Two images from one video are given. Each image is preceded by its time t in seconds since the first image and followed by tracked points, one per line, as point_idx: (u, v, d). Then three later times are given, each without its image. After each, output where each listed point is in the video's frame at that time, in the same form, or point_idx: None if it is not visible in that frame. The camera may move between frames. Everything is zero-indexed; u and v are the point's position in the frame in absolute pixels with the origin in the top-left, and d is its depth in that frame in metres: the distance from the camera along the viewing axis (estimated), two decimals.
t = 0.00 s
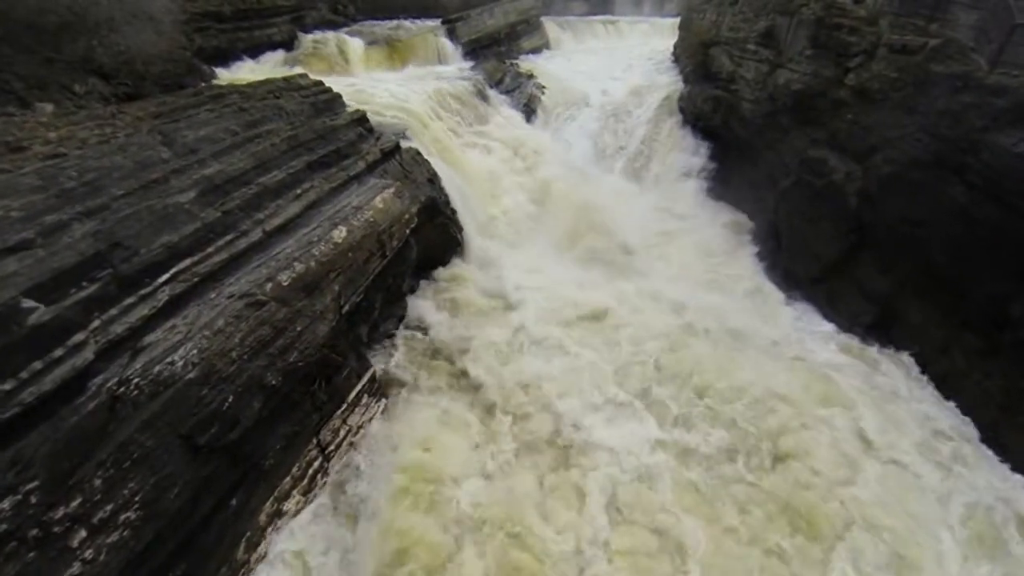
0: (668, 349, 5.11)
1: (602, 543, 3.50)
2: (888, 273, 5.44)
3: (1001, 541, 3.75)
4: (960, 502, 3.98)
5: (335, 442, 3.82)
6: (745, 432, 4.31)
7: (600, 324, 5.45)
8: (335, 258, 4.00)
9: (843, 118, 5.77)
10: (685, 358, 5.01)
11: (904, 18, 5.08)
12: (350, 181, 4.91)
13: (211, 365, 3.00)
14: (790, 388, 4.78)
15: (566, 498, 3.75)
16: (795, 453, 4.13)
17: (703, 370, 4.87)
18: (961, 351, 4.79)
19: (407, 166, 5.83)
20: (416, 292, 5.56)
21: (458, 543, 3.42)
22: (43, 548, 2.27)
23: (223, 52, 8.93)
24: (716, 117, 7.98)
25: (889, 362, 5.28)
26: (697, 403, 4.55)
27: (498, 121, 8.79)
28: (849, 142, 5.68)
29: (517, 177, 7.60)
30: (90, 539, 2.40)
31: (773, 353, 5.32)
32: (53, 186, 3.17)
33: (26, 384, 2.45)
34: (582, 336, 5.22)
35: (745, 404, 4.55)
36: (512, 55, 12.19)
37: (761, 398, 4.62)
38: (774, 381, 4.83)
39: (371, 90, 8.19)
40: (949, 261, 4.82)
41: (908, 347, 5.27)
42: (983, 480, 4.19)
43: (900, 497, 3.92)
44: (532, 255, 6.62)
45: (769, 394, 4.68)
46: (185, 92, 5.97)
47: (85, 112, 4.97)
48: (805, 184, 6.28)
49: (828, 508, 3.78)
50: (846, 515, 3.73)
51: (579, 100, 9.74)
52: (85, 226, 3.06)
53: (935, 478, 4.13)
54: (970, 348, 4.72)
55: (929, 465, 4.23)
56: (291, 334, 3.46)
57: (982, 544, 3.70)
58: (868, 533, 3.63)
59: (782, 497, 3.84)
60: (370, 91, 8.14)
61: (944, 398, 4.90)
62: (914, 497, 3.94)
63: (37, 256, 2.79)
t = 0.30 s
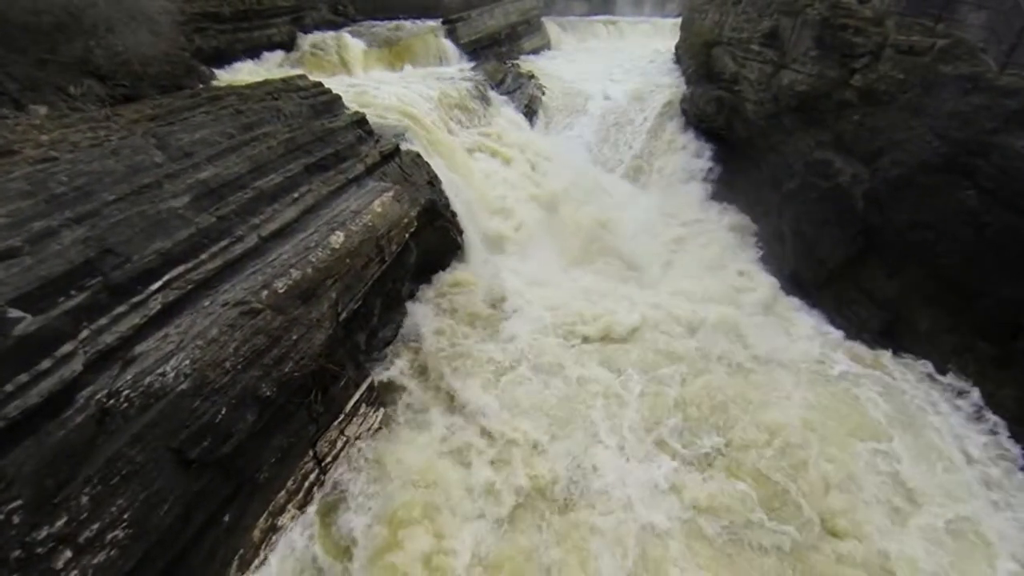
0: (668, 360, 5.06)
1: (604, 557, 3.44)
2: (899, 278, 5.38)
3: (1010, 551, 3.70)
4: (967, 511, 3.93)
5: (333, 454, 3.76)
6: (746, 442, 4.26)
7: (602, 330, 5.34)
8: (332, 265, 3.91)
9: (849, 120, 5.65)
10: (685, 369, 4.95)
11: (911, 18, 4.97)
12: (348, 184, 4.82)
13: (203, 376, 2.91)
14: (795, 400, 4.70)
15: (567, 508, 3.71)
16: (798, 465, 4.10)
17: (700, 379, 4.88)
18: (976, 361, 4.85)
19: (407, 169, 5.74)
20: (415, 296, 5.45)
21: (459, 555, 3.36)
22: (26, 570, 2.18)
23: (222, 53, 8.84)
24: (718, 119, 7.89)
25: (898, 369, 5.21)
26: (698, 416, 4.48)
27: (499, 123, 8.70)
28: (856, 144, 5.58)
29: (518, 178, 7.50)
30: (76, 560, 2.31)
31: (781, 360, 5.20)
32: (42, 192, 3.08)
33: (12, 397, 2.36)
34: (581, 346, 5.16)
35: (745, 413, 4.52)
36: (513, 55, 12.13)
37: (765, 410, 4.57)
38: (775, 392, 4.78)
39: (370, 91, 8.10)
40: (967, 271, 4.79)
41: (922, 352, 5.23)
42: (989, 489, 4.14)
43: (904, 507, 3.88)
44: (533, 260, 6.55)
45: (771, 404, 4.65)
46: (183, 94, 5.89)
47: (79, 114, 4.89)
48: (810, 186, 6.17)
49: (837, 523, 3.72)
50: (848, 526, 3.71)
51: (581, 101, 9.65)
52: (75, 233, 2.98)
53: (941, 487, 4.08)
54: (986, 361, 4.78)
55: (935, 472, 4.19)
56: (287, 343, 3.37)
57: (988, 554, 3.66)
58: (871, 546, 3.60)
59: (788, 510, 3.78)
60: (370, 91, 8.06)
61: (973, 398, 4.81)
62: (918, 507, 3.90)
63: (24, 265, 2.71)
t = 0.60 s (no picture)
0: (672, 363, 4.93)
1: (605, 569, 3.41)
2: (906, 283, 5.28)
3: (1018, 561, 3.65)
4: (970, 524, 3.88)
5: (327, 468, 3.63)
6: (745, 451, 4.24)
7: (602, 332, 5.22)
8: (327, 272, 3.80)
9: (852, 121, 5.55)
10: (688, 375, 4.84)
11: (914, 19, 4.92)
12: (344, 189, 4.71)
13: (193, 389, 2.82)
14: (796, 410, 4.67)
15: (568, 520, 3.62)
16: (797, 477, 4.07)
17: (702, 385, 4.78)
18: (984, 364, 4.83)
19: (405, 172, 5.65)
20: (412, 302, 5.35)
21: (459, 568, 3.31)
22: None
23: (219, 53, 8.73)
24: (719, 119, 7.79)
25: (901, 374, 5.17)
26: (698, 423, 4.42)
27: (498, 124, 8.62)
28: (859, 146, 5.49)
29: (518, 180, 7.40)
30: None
31: (786, 367, 5.10)
32: (25, 199, 2.97)
33: None
34: (583, 348, 5.03)
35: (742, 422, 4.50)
36: (513, 56, 12.05)
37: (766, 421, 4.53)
38: (776, 400, 4.74)
39: (368, 92, 8.02)
40: (972, 273, 4.78)
41: (927, 359, 5.18)
42: (992, 498, 4.10)
43: (907, 520, 3.82)
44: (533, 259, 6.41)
45: (773, 413, 4.61)
46: (177, 96, 5.79)
47: (70, 117, 4.77)
48: (813, 188, 6.08)
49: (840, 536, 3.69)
50: (848, 539, 3.68)
51: (581, 102, 9.55)
52: (60, 241, 2.88)
53: (944, 497, 4.04)
54: (994, 367, 4.78)
55: (937, 482, 4.15)
56: (280, 354, 3.26)
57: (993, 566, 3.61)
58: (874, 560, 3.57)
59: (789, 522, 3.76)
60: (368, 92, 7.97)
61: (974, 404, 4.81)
62: (921, 519, 3.85)
63: (6, 275, 2.62)
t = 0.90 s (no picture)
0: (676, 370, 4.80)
1: None
2: (917, 289, 5.15)
3: None
4: (983, 534, 3.78)
5: (323, 482, 3.49)
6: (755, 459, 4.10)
7: (604, 338, 5.13)
8: (323, 279, 3.70)
9: (858, 123, 5.46)
10: (694, 381, 4.69)
11: (922, 19, 4.85)
12: (341, 193, 4.62)
13: (183, 402, 2.72)
14: (804, 418, 4.56)
15: (573, 532, 3.48)
16: (808, 487, 3.95)
17: (710, 389, 4.64)
18: (998, 372, 4.73)
19: (404, 175, 5.55)
20: (412, 306, 5.26)
21: None
22: None
23: (217, 54, 8.64)
24: (721, 120, 7.65)
25: (910, 382, 5.09)
26: (709, 427, 4.25)
27: (498, 125, 8.51)
28: (867, 148, 5.38)
29: (519, 182, 7.30)
30: None
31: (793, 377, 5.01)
32: (10, 205, 2.87)
33: None
34: (585, 354, 4.90)
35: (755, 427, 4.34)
36: (513, 56, 11.96)
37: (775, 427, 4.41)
38: (784, 406, 4.62)
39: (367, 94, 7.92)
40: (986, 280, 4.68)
41: (935, 366, 5.07)
42: (1008, 508, 3.99)
43: (919, 529, 3.74)
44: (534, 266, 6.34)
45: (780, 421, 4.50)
46: (173, 97, 5.69)
47: (63, 119, 4.68)
48: (819, 191, 5.96)
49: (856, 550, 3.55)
50: (861, 551, 3.57)
51: (582, 102, 9.43)
52: (46, 248, 2.78)
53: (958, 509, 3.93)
54: (1008, 375, 4.68)
55: (948, 493, 4.05)
56: (273, 365, 3.16)
57: None
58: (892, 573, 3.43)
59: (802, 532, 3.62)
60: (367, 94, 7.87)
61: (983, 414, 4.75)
62: (932, 528, 3.76)
63: None
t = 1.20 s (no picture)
0: (677, 380, 4.72)
1: None
2: (926, 295, 5.05)
3: None
4: (988, 549, 3.73)
5: (318, 497, 3.38)
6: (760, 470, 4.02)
7: (604, 346, 5.04)
8: (319, 287, 3.59)
9: (865, 125, 5.36)
10: (696, 391, 4.61)
11: (930, 18, 4.81)
12: (339, 197, 4.51)
13: (171, 417, 2.61)
14: (811, 428, 4.45)
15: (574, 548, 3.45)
16: (813, 499, 3.87)
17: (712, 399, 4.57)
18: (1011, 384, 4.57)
19: (403, 178, 5.45)
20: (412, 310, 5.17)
21: None
22: None
23: (215, 55, 8.56)
24: (724, 121, 7.46)
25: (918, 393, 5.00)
26: (711, 438, 4.21)
27: (499, 126, 8.41)
28: (874, 151, 5.28)
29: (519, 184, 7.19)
30: None
31: (798, 386, 4.93)
32: None
33: None
34: (584, 362, 4.82)
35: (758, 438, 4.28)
36: (514, 56, 11.85)
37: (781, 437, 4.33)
38: (791, 415, 4.53)
39: (367, 94, 7.81)
40: (997, 286, 4.56)
41: (945, 374, 4.96)
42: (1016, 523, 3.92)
43: (926, 546, 3.67)
44: (533, 270, 6.20)
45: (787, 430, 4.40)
46: (170, 99, 5.60)
47: (55, 121, 4.59)
48: (825, 195, 5.84)
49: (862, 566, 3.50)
50: (867, 564, 3.51)
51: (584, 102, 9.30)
52: (30, 257, 2.69)
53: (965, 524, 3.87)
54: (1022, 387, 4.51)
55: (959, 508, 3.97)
56: (266, 378, 3.05)
57: None
58: None
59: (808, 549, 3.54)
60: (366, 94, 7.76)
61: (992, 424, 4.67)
62: (942, 548, 3.67)
63: None
